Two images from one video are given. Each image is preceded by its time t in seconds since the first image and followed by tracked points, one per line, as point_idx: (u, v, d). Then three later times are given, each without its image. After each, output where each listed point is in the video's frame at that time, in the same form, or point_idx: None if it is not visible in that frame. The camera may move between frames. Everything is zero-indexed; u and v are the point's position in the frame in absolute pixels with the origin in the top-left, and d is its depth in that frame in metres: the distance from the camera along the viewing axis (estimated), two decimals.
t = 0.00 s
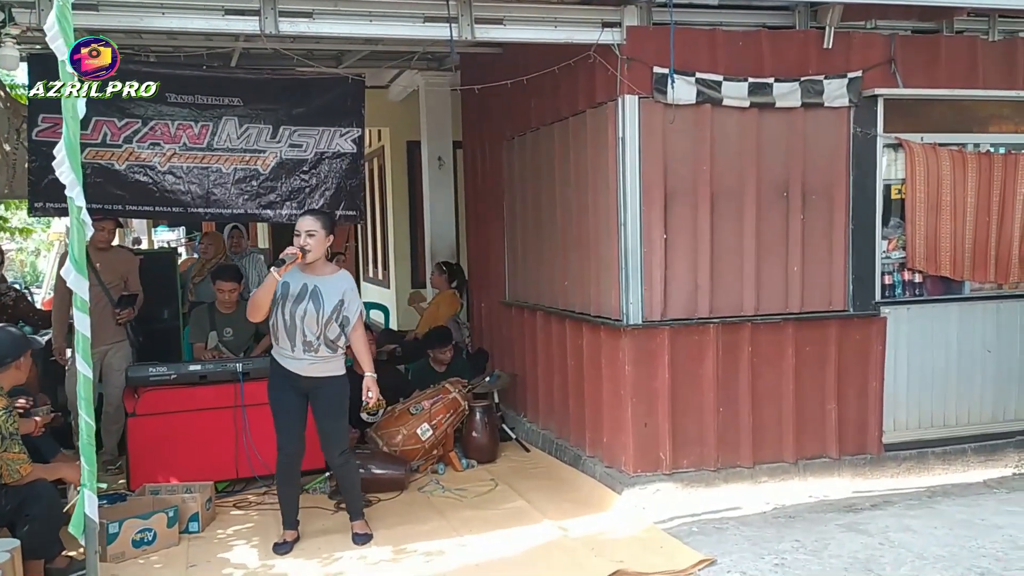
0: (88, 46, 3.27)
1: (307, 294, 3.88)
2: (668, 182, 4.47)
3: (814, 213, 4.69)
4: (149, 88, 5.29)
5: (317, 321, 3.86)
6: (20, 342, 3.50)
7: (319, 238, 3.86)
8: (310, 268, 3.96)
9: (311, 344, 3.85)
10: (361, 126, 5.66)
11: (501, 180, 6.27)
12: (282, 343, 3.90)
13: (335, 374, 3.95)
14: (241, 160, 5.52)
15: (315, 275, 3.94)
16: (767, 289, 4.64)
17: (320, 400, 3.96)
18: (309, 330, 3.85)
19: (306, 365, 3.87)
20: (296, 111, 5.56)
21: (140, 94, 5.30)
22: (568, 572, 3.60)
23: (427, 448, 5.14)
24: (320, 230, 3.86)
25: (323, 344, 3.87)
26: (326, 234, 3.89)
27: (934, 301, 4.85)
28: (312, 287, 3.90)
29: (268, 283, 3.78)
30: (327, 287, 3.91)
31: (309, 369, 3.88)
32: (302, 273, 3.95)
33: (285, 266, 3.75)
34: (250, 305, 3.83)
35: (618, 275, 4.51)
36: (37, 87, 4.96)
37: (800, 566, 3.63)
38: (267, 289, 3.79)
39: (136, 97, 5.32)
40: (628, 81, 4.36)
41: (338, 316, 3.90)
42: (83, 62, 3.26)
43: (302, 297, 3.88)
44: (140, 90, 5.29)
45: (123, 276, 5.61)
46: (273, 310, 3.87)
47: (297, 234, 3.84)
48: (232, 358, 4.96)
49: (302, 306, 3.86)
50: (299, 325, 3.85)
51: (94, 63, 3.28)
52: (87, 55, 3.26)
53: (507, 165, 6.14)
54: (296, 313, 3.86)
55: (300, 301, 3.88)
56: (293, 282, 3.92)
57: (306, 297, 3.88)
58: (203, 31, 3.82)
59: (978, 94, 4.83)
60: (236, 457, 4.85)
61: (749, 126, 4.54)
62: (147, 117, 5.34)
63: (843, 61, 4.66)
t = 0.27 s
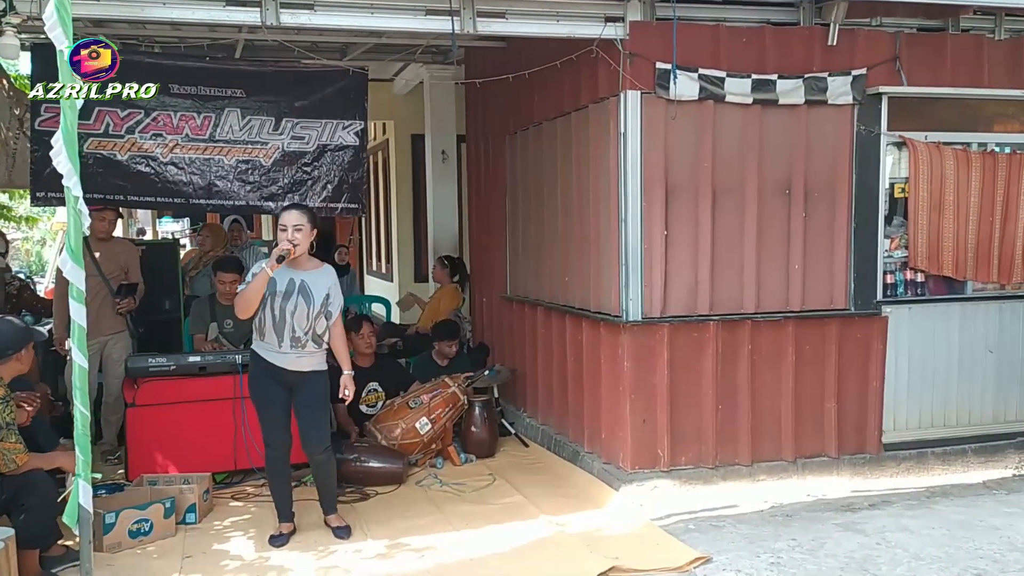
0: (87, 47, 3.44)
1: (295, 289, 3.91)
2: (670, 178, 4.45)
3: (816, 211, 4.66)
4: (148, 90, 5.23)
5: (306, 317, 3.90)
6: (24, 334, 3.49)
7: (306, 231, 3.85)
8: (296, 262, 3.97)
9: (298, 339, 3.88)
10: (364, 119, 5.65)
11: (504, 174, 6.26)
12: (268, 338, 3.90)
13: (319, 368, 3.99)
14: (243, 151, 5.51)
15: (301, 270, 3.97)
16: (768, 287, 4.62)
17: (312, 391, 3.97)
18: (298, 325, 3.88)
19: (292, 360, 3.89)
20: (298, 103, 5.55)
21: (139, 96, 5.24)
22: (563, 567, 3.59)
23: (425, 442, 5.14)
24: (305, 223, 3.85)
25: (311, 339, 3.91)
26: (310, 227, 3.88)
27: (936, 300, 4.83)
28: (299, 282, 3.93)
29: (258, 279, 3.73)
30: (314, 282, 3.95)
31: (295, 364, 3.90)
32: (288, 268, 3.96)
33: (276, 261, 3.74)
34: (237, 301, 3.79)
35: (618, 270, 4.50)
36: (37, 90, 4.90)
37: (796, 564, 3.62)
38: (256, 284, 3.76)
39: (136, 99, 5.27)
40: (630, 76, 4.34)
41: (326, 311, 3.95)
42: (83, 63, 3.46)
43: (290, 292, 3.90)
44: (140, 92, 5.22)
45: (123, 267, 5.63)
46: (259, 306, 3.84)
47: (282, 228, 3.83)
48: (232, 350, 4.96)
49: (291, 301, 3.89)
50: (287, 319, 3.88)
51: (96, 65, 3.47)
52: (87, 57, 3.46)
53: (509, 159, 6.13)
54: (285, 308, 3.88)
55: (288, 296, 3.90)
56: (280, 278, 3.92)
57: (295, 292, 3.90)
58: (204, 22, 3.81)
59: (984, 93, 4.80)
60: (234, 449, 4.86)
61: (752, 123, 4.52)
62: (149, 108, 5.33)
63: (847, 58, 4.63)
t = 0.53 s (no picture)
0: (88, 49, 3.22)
1: (301, 281, 3.91)
2: (678, 174, 4.43)
3: (824, 210, 4.63)
4: (148, 91, 5.22)
5: (316, 307, 3.92)
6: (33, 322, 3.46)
7: (304, 222, 3.82)
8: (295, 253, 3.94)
9: (309, 330, 3.91)
10: (373, 112, 5.64)
11: (512, 169, 6.24)
12: (277, 331, 3.88)
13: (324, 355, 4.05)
14: (251, 142, 5.51)
15: (302, 260, 3.96)
16: (775, 285, 4.60)
17: (314, 383, 3.98)
18: (309, 316, 3.90)
19: (303, 351, 3.92)
20: (307, 95, 5.55)
21: (139, 97, 5.24)
22: (563, 563, 3.59)
23: (429, 435, 5.14)
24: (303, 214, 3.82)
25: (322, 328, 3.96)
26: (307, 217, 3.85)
27: (944, 301, 4.79)
28: (303, 273, 3.92)
29: (271, 273, 3.71)
30: (317, 271, 3.96)
31: (307, 354, 3.94)
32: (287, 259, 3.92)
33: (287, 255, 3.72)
34: (251, 297, 3.75)
35: (624, 267, 4.48)
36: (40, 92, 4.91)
37: (797, 564, 3.61)
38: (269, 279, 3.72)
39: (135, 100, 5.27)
40: (639, 72, 4.32)
41: (332, 298, 3.99)
42: (83, 66, 3.20)
43: (297, 284, 3.89)
44: (140, 93, 5.23)
45: (130, 256, 5.66)
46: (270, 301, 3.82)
47: (281, 222, 3.77)
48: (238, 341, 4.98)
49: (300, 293, 3.89)
50: (298, 312, 3.88)
51: (95, 65, 3.23)
52: (86, 59, 3.22)
53: (517, 154, 6.11)
54: (294, 300, 3.87)
55: (296, 288, 3.89)
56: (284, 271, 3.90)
57: (302, 284, 3.90)
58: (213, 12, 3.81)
59: (997, 93, 4.76)
60: (238, 439, 4.87)
61: (761, 120, 4.49)
62: (159, 97, 5.32)
63: (858, 56, 4.59)
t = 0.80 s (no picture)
0: (87, 50, 3.01)
1: (313, 270, 3.91)
2: (686, 172, 4.41)
3: (834, 210, 4.60)
4: (149, 92, 5.29)
5: (330, 295, 3.92)
6: (44, 309, 3.47)
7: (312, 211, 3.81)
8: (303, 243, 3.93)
9: (326, 319, 3.91)
10: (383, 105, 5.64)
11: (522, 164, 6.23)
12: (294, 322, 3.87)
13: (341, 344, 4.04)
14: (261, 133, 5.52)
15: (310, 250, 3.96)
16: (782, 285, 4.58)
17: (319, 375, 4.01)
18: (324, 305, 3.90)
19: (322, 340, 3.91)
20: (318, 87, 5.55)
21: (140, 99, 5.30)
22: (563, 560, 3.59)
23: (433, 429, 5.15)
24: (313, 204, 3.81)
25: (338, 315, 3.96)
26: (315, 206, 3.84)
27: (954, 305, 4.76)
28: (314, 262, 3.92)
29: (289, 264, 3.69)
30: (327, 259, 3.96)
31: (326, 344, 3.94)
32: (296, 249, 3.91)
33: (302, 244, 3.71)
34: (270, 290, 3.73)
35: (630, 264, 4.46)
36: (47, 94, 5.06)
37: (798, 566, 3.59)
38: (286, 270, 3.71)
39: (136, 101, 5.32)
40: (650, 68, 4.29)
41: (344, 285, 4.00)
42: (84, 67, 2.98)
43: (310, 273, 3.89)
44: (141, 94, 5.29)
45: (140, 245, 5.67)
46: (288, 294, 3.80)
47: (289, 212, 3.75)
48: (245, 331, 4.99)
49: (313, 282, 3.88)
50: (314, 301, 3.87)
51: (95, 68, 3.02)
52: (87, 60, 2.98)
53: (527, 149, 6.09)
54: (309, 290, 3.87)
55: (308, 278, 3.88)
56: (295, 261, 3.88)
57: (315, 272, 3.90)
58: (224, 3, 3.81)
59: (1012, 95, 4.71)
60: (243, 429, 4.89)
61: (772, 119, 4.46)
62: (171, 87, 5.33)
63: (871, 56, 4.56)
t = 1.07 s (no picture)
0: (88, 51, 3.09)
1: (332, 266, 3.89)
2: (690, 171, 4.39)
3: (839, 210, 4.58)
4: (149, 92, 5.28)
5: (352, 289, 3.90)
6: (52, 304, 3.50)
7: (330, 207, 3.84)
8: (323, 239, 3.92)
9: (350, 313, 3.87)
10: (388, 101, 5.63)
11: (527, 161, 6.21)
12: (319, 319, 3.84)
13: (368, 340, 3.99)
14: (266, 129, 5.52)
15: (330, 246, 3.94)
16: (786, 286, 4.56)
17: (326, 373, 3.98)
18: (347, 299, 3.88)
19: (347, 336, 3.88)
20: (324, 83, 5.55)
21: (140, 99, 5.29)
22: (562, 559, 3.58)
23: (435, 426, 5.14)
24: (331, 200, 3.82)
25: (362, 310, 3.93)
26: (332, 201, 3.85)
27: (959, 307, 4.72)
28: (333, 258, 3.91)
29: (309, 259, 3.67)
30: (347, 253, 3.94)
31: (353, 339, 3.90)
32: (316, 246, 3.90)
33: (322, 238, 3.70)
34: (293, 286, 3.70)
35: (633, 263, 4.45)
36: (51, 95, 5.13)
37: (798, 568, 3.58)
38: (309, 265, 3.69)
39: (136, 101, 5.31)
40: (654, 67, 4.28)
41: (365, 278, 3.98)
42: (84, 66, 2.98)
43: (330, 269, 3.88)
44: (140, 94, 5.28)
45: (145, 240, 5.67)
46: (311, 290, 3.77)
47: (308, 208, 3.77)
48: (248, 326, 4.99)
49: (333, 277, 3.86)
50: (336, 297, 3.85)
51: (96, 67, 3.05)
52: (89, 59, 3.04)
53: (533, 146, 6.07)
54: (331, 285, 3.85)
55: (329, 274, 3.86)
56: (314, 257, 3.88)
57: (335, 267, 3.88)
58: None
59: (1020, 96, 4.67)
60: (245, 424, 4.89)
61: (777, 118, 4.44)
62: (177, 82, 5.32)
63: (878, 55, 4.53)
